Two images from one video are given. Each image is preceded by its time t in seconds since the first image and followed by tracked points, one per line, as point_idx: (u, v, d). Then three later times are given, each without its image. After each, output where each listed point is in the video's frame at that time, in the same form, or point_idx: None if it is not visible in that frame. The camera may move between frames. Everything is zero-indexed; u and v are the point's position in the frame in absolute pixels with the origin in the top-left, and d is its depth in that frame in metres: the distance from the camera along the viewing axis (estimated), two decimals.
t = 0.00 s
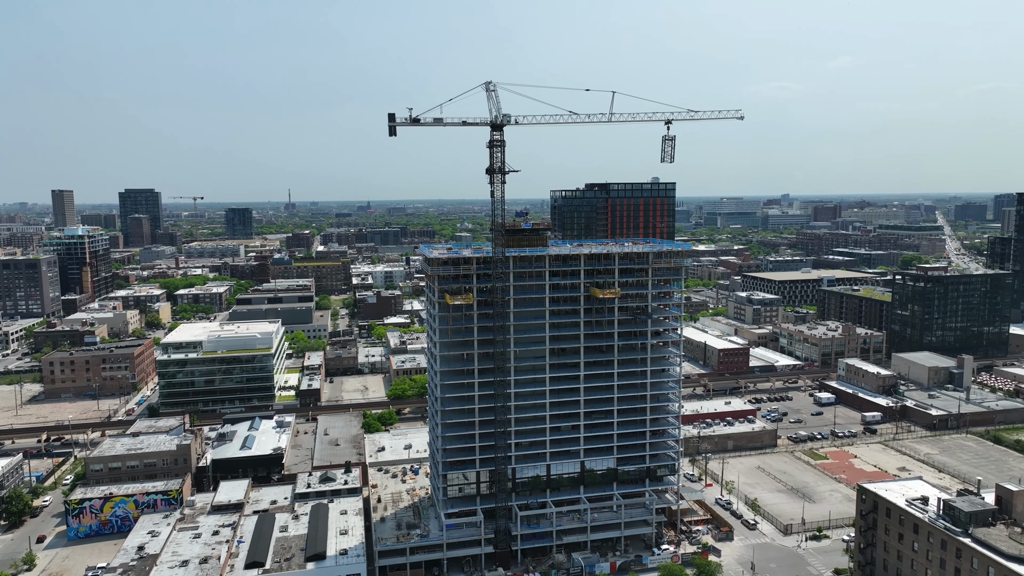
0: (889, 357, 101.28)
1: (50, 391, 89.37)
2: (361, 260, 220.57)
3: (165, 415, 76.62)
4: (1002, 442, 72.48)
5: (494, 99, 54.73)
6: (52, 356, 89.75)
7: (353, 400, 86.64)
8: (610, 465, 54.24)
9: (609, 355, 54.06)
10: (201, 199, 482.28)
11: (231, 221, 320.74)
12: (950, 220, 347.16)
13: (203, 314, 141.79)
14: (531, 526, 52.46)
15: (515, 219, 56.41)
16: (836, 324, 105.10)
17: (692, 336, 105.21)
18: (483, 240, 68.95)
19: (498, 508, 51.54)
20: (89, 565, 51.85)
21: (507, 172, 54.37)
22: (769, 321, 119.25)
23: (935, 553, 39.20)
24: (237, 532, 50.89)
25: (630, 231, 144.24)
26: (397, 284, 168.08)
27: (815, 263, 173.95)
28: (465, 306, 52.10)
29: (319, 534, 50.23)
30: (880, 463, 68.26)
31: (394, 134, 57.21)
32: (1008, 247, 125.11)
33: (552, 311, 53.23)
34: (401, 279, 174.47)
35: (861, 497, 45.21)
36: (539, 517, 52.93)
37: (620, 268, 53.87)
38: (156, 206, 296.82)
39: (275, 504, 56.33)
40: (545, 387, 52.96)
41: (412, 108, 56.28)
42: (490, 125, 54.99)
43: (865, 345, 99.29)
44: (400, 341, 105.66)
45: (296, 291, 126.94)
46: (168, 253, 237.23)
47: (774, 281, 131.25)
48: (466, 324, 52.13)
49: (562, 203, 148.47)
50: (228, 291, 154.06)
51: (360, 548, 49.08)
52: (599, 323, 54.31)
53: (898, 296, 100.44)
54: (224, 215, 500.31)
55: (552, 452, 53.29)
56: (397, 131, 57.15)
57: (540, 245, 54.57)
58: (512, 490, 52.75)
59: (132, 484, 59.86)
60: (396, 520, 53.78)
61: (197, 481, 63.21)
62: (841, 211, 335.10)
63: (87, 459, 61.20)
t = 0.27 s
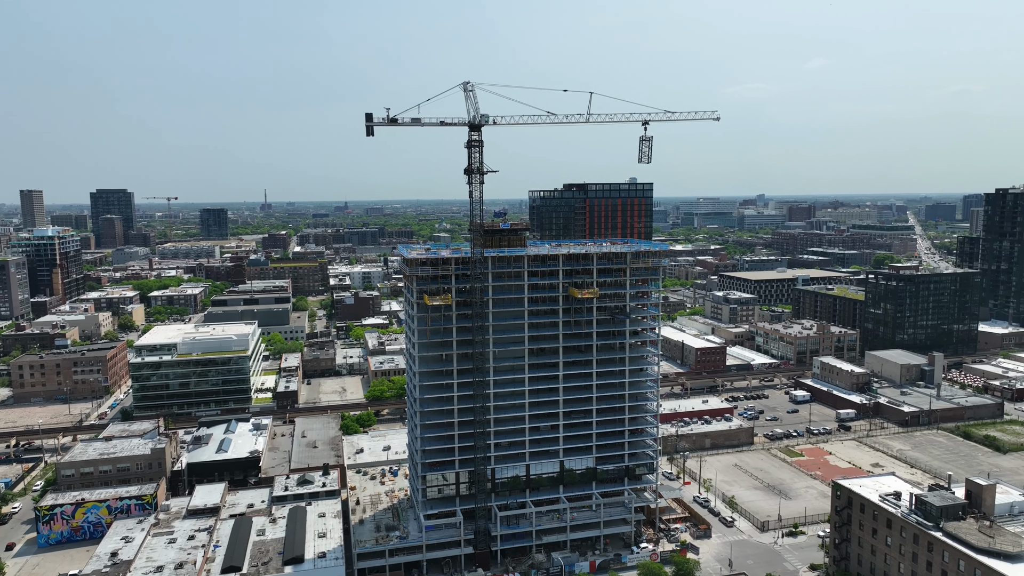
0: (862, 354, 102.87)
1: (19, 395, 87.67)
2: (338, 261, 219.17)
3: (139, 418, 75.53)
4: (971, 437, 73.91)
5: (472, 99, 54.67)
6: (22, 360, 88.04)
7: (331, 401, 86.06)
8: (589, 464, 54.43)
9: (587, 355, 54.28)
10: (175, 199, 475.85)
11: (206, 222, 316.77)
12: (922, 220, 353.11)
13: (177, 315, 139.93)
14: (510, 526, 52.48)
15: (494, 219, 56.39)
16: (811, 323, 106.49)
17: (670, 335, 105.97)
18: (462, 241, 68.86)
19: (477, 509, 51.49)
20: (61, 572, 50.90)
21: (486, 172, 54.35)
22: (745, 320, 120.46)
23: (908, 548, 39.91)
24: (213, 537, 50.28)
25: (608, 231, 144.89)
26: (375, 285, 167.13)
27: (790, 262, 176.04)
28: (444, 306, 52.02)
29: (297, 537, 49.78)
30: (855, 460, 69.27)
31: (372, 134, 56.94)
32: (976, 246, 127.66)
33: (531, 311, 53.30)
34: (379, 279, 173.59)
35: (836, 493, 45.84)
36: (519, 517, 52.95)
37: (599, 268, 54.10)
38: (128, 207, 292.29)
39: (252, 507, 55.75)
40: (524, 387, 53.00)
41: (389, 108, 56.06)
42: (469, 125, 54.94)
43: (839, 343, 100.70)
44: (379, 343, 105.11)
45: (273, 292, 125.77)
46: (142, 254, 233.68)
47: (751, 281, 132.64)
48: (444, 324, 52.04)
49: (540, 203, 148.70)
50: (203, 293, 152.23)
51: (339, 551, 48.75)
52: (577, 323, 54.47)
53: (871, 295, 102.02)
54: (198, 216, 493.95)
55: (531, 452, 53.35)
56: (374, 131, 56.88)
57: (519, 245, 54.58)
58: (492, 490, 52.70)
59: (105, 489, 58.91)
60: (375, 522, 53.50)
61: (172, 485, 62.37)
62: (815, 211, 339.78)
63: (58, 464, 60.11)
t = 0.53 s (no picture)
0: (837, 353, 104.38)
1: None
2: (315, 262, 217.42)
3: (111, 422, 74.28)
4: (942, 433, 75.33)
5: (450, 99, 54.58)
6: None
7: (308, 403, 85.38)
8: (569, 464, 54.53)
9: (566, 355, 54.42)
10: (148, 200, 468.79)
11: (180, 222, 312.40)
12: (893, 220, 358.90)
13: (151, 317, 137.86)
14: (489, 526, 52.41)
15: (472, 220, 56.32)
16: (786, 322, 107.79)
17: (647, 335, 106.62)
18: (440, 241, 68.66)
19: (456, 510, 51.40)
20: None
21: (464, 173, 54.27)
22: (722, 319, 121.60)
23: (881, 542, 40.56)
24: (188, 541, 49.61)
25: (586, 231, 145.36)
26: (352, 286, 166.20)
27: (766, 262, 178.12)
28: (423, 307, 51.86)
29: (274, 541, 49.28)
30: (829, 456, 70.24)
31: (349, 134, 56.59)
32: (946, 246, 130.19)
33: (510, 312, 53.31)
34: (356, 280, 172.52)
35: (811, 489, 46.41)
36: (498, 517, 52.91)
37: (577, 268, 54.27)
38: (100, 207, 287.37)
39: (228, 511, 55.11)
40: (503, 388, 52.97)
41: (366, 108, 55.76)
42: (447, 126, 54.81)
43: (814, 341, 102.07)
44: (357, 344, 104.49)
45: (248, 294, 124.42)
46: (114, 255, 229.81)
47: (727, 281, 133.94)
48: (423, 325, 51.89)
49: (519, 203, 148.73)
50: (177, 294, 150.13)
51: (317, 554, 48.36)
52: (556, 323, 54.57)
53: (844, 294, 103.54)
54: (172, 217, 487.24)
55: (511, 452, 53.33)
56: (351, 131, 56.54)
57: (497, 245, 54.55)
58: (471, 491, 52.60)
59: (76, 494, 57.88)
60: (354, 525, 53.16)
61: (146, 489, 61.36)
62: (790, 211, 344.19)
63: (28, 469, 58.94)
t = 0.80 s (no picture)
0: (811, 351, 105.80)
1: None
2: (291, 263, 215.35)
3: (83, 427, 72.94)
4: (913, 429, 76.67)
5: (427, 99, 54.40)
6: None
7: (285, 406, 84.56)
8: (547, 464, 54.62)
9: (544, 355, 54.53)
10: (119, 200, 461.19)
11: (153, 223, 307.68)
12: (865, 220, 364.49)
13: (123, 320, 135.61)
14: (468, 527, 52.32)
15: (449, 220, 56.20)
16: (761, 320, 109.02)
17: (625, 334, 107.20)
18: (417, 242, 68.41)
19: (435, 511, 51.22)
20: None
21: (442, 173, 54.13)
22: (698, 318, 122.61)
23: (855, 538, 41.19)
24: (162, 547, 48.83)
25: (563, 231, 145.73)
26: (329, 287, 165.00)
27: (741, 261, 179.93)
28: (400, 308, 51.67)
29: (251, 545, 48.71)
30: (804, 453, 71.15)
31: (325, 134, 56.16)
32: (916, 245, 132.54)
33: (488, 312, 53.28)
34: (333, 281, 171.26)
35: (787, 486, 46.98)
36: (477, 518, 52.83)
37: (555, 268, 54.40)
38: (70, 208, 282.20)
39: (203, 515, 54.37)
40: (482, 388, 52.92)
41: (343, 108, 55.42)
42: (424, 125, 54.64)
43: (789, 340, 103.33)
44: (334, 345, 103.69)
45: (223, 295, 122.93)
46: (84, 256, 225.69)
47: (703, 280, 135.10)
48: (401, 326, 51.69)
49: (496, 203, 148.63)
50: (150, 296, 147.90)
51: (294, 557, 47.94)
52: (534, 323, 54.63)
53: (818, 293, 104.94)
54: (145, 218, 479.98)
55: (490, 453, 53.30)
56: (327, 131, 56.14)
57: (475, 245, 54.47)
58: (450, 492, 52.45)
59: (47, 501, 56.82)
60: (331, 528, 52.76)
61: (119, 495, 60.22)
62: (765, 211, 348.34)
63: None
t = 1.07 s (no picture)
0: (786, 349, 107.16)
1: None
2: (267, 263, 213.32)
3: (53, 431, 71.59)
4: (885, 426, 77.98)
5: (404, 99, 54.18)
6: None
7: (261, 408, 83.71)
8: (526, 464, 54.64)
9: (523, 354, 54.54)
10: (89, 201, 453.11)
11: (125, 224, 302.69)
12: (838, 220, 370.00)
13: (94, 322, 133.25)
14: (447, 528, 52.15)
15: (427, 221, 56.01)
16: (737, 319, 110.19)
17: (603, 334, 107.71)
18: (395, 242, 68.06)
19: (414, 513, 51.00)
20: None
21: (419, 173, 53.94)
22: (675, 318, 123.57)
23: (829, 533, 41.75)
24: (136, 553, 48.01)
25: (541, 231, 146.00)
26: (306, 288, 163.59)
27: (717, 261, 181.67)
28: (378, 309, 51.38)
29: (227, 549, 48.11)
30: (779, 451, 72.02)
31: (301, 133, 55.68)
32: (888, 245, 134.90)
33: (467, 313, 53.19)
34: (310, 282, 169.87)
35: (763, 483, 47.49)
36: (456, 519, 52.64)
37: (533, 268, 54.47)
38: (39, 208, 276.69)
39: (178, 520, 53.59)
40: (460, 388, 52.81)
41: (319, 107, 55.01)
42: (401, 125, 54.39)
43: (764, 338, 104.52)
44: (310, 347, 102.86)
45: (198, 297, 121.35)
46: (54, 258, 221.32)
47: (680, 280, 136.19)
48: (379, 327, 51.42)
49: (474, 204, 148.45)
50: (122, 298, 145.52)
51: (271, 561, 47.46)
52: (512, 323, 54.64)
53: (793, 292, 106.30)
54: (116, 218, 472.13)
55: (468, 454, 53.21)
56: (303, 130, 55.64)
57: (453, 246, 54.33)
58: (429, 493, 52.26)
59: (16, 507, 55.71)
60: (309, 530, 52.31)
61: (90, 500, 59.21)
62: (740, 211, 352.24)
63: None
